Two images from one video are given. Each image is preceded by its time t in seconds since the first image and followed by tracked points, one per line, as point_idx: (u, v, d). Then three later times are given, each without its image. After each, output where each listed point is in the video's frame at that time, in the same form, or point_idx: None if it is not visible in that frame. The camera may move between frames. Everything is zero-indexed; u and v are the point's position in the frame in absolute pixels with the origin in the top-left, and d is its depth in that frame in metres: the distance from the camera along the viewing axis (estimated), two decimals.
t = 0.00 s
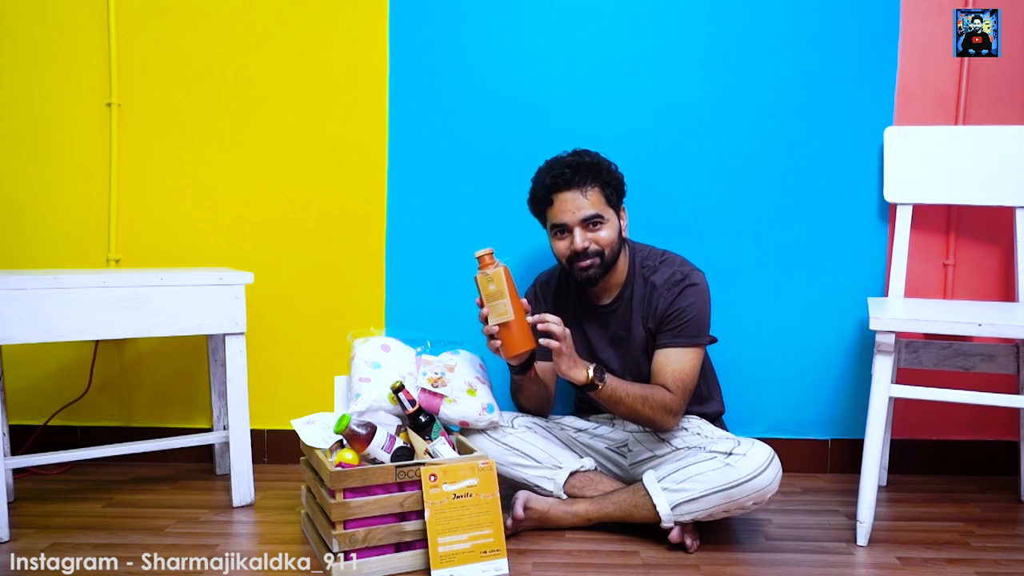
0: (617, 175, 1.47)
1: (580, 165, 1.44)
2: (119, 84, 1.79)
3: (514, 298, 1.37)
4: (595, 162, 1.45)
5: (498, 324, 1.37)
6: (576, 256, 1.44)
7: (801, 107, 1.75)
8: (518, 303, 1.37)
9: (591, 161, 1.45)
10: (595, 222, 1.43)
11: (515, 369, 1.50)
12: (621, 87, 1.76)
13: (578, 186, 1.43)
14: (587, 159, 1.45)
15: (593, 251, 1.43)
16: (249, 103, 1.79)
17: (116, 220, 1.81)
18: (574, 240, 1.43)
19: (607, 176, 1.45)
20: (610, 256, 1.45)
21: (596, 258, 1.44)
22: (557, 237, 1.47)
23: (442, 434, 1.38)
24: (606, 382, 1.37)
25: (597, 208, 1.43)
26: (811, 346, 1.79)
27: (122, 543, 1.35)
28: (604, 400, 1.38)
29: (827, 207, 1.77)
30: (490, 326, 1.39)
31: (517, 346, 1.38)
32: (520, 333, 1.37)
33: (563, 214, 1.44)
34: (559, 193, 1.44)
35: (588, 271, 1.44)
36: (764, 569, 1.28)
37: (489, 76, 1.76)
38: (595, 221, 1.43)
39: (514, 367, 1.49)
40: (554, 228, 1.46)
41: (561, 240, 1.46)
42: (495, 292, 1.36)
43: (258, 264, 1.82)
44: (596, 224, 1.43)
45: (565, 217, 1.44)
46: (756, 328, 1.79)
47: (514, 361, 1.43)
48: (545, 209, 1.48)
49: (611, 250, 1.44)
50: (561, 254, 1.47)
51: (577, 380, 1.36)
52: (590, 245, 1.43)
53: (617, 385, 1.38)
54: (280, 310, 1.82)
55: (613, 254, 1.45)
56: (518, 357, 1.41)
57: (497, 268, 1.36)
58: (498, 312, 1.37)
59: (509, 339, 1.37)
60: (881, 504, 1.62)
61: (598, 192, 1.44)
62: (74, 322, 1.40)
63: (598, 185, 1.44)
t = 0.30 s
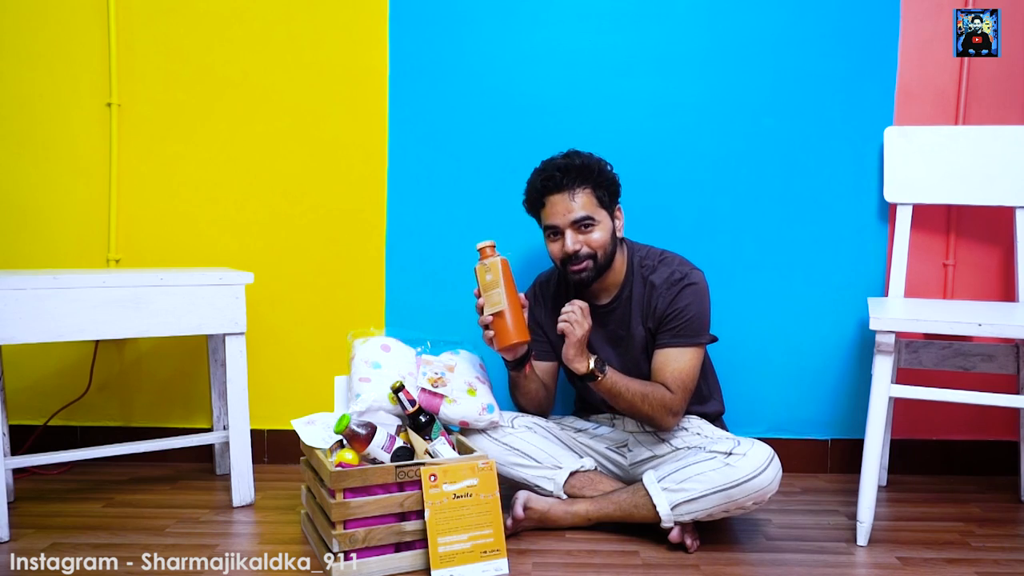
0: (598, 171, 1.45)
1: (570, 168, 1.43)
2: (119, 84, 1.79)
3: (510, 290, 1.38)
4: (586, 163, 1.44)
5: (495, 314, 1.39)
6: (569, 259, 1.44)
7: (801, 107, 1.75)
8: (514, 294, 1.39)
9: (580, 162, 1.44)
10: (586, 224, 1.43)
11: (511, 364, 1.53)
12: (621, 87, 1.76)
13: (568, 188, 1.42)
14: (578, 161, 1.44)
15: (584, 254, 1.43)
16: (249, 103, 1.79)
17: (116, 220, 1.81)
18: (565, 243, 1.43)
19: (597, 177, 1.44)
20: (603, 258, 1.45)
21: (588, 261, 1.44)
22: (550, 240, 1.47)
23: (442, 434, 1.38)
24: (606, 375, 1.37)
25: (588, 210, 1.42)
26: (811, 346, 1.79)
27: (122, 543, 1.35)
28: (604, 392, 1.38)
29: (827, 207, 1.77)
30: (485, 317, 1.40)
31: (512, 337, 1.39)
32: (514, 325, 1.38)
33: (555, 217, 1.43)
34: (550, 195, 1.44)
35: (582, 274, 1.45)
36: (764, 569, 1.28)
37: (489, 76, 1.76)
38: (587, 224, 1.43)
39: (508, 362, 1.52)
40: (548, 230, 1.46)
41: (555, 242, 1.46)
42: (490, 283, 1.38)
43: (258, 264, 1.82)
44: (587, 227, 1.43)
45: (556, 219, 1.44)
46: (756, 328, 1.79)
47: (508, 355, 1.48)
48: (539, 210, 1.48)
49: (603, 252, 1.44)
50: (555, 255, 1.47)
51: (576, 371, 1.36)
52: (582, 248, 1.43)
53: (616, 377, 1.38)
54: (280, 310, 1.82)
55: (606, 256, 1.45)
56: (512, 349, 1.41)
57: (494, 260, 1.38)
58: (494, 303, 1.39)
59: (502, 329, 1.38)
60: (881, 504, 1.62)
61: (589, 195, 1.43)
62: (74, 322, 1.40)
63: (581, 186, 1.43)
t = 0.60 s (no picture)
0: (591, 181, 1.44)
1: (564, 179, 1.42)
2: (119, 84, 1.79)
3: (510, 291, 1.39)
4: (581, 173, 1.43)
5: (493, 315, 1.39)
6: (564, 266, 1.45)
7: (801, 108, 1.75)
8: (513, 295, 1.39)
9: (575, 173, 1.42)
10: (581, 235, 1.43)
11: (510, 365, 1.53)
12: (621, 87, 1.76)
13: (562, 200, 1.42)
14: (573, 172, 1.43)
15: (579, 263, 1.44)
16: (249, 103, 1.79)
17: (116, 220, 1.81)
18: (560, 252, 1.43)
19: (591, 188, 1.43)
20: (597, 265, 1.45)
21: (583, 269, 1.45)
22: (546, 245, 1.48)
23: (441, 434, 1.38)
24: (607, 380, 1.38)
25: (582, 221, 1.42)
26: (811, 345, 1.79)
27: (122, 543, 1.35)
28: (605, 398, 1.39)
29: (827, 207, 1.77)
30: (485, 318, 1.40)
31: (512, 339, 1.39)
32: (514, 326, 1.38)
33: (549, 226, 1.44)
34: (544, 205, 1.44)
35: (576, 280, 1.46)
36: (764, 568, 1.28)
37: (489, 76, 1.76)
38: (582, 233, 1.43)
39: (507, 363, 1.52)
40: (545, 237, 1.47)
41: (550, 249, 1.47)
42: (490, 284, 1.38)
43: (258, 264, 1.82)
44: (582, 237, 1.43)
45: (551, 228, 1.44)
46: (756, 328, 1.79)
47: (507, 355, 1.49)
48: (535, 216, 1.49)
49: (598, 259, 1.45)
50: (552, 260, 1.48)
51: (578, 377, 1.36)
52: (577, 257, 1.43)
53: (617, 382, 1.39)
54: (280, 310, 1.82)
55: (601, 263, 1.45)
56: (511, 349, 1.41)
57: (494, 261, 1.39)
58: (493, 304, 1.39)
59: (501, 330, 1.38)
60: (881, 504, 1.62)
61: (584, 205, 1.42)
62: (74, 322, 1.40)
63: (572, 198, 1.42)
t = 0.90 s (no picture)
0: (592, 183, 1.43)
1: (564, 185, 1.41)
2: (119, 84, 1.79)
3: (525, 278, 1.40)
4: (578, 175, 1.42)
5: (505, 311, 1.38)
6: (574, 270, 1.44)
7: (801, 108, 1.75)
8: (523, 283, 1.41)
9: (574, 177, 1.42)
10: (589, 236, 1.42)
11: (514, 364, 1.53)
12: (621, 87, 1.76)
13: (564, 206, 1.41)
14: (570, 176, 1.42)
15: (593, 264, 1.43)
16: (249, 103, 1.79)
17: (116, 220, 1.81)
18: (572, 258, 1.42)
19: (591, 185, 1.43)
20: (608, 262, 1.45)
21: (596, 268, 1.44)
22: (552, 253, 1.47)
23: (442, 434, 1.38)
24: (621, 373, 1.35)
25: (587, 224, 1.41)
26: (811, 345, 1.79)
27: (122, 543, 1.35)
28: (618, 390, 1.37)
29: (827, 207, 1.77)
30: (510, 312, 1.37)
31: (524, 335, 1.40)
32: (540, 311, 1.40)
33: (557, 235, 1.42)
34: (548, 216, 1.42)
35: (589, 279, 1.45)
36: (764, 569, 1.28)
37: (488, 76, 1.76)
38: (589, 235, 1.42)
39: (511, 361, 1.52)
40: (551, 247, 1.45)
41: (559, 258, 1.46)
42: (511, 274, 1.37)
43: (258, 264, 1.82)
44: (589, 238, 1.42)
45: (558, 237, 1.43)
46: (757, 328, 1.79)
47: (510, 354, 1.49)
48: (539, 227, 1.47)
49: (609, 257, 1.44)
50: (562, 267, 1.47)
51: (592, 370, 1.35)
52: (588, 260, 1.42)
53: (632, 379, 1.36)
54: (280, 310, 1.82)
55: (610, 260, 1.46)
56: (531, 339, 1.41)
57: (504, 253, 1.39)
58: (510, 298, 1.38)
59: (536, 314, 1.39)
60: (881, 504, 1.62)
61: (587, 206, 1.42)
62: (74, 322, 1.40)
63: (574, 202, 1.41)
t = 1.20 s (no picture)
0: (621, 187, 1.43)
1: (600, 183, 1.39)
2: (119, 84, 1.79)
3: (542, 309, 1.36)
4: (612, 175, 1.41)
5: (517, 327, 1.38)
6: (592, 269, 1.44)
7: (801, 108, 1.75)
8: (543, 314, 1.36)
9: (611, 174, 1.40)
10: (612, 238, 1.42)
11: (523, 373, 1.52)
12: (621, 87, 1.76)
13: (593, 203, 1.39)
14: (606, 174, 1.40)
15: (608, 267, 1.44)
16: (249, 103, 1.79)
17: (116, 220, 1.81)
18: (593, 258, 1.41)
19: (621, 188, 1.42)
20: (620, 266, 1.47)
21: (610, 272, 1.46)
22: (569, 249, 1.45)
23: (441, 434, 1.38)
24: (632, 368, 1.35)
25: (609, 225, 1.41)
26: (811, 345, 1.79)
27: (122, 543, 1.35)
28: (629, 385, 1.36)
29: (828, 207, 1.77)
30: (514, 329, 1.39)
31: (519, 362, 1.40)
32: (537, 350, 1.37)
33: (583, 232, 1.40)
34: (580, 212, 1.39)
35: (600, 282, 1.47)
36: (764, 569, 1.28)
37: (488, 76, 1.76)
38: (612, 238, 1.42)
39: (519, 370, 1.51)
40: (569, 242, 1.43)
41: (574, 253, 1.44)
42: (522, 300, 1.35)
43: (258, 264, 1.82)
44: (612, 241, 1.42)
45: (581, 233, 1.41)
46: (757, 328, 1.79)
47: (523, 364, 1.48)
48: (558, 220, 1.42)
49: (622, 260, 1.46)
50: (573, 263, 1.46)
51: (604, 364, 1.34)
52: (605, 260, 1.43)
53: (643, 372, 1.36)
54: (281, 310, 1.82)
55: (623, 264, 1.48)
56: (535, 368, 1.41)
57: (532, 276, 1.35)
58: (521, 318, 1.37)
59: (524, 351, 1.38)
60: (881, 504, 1.62)
61: (616, 210, 1.42)
62: (74, 322, 1.40)
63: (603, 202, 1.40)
